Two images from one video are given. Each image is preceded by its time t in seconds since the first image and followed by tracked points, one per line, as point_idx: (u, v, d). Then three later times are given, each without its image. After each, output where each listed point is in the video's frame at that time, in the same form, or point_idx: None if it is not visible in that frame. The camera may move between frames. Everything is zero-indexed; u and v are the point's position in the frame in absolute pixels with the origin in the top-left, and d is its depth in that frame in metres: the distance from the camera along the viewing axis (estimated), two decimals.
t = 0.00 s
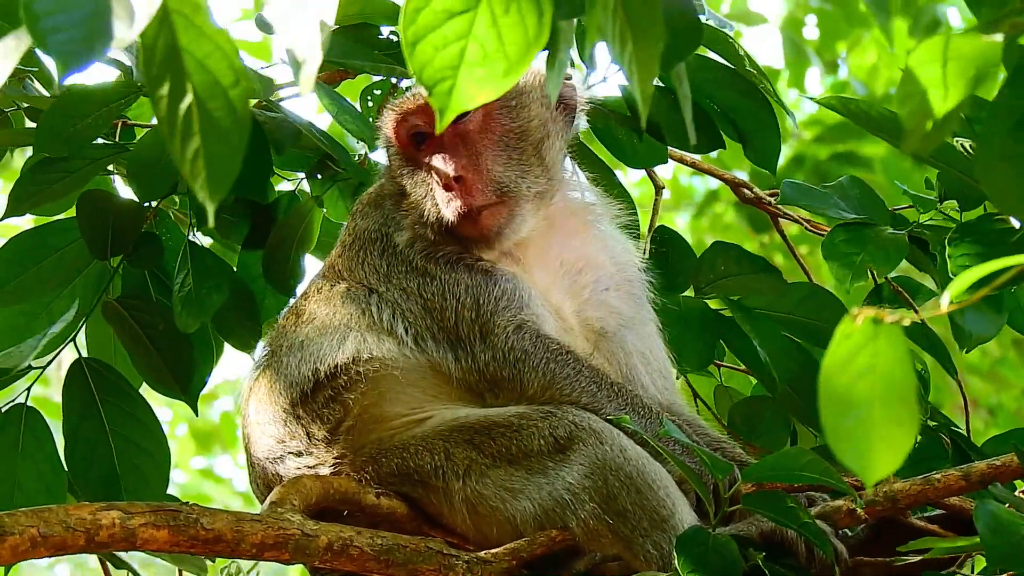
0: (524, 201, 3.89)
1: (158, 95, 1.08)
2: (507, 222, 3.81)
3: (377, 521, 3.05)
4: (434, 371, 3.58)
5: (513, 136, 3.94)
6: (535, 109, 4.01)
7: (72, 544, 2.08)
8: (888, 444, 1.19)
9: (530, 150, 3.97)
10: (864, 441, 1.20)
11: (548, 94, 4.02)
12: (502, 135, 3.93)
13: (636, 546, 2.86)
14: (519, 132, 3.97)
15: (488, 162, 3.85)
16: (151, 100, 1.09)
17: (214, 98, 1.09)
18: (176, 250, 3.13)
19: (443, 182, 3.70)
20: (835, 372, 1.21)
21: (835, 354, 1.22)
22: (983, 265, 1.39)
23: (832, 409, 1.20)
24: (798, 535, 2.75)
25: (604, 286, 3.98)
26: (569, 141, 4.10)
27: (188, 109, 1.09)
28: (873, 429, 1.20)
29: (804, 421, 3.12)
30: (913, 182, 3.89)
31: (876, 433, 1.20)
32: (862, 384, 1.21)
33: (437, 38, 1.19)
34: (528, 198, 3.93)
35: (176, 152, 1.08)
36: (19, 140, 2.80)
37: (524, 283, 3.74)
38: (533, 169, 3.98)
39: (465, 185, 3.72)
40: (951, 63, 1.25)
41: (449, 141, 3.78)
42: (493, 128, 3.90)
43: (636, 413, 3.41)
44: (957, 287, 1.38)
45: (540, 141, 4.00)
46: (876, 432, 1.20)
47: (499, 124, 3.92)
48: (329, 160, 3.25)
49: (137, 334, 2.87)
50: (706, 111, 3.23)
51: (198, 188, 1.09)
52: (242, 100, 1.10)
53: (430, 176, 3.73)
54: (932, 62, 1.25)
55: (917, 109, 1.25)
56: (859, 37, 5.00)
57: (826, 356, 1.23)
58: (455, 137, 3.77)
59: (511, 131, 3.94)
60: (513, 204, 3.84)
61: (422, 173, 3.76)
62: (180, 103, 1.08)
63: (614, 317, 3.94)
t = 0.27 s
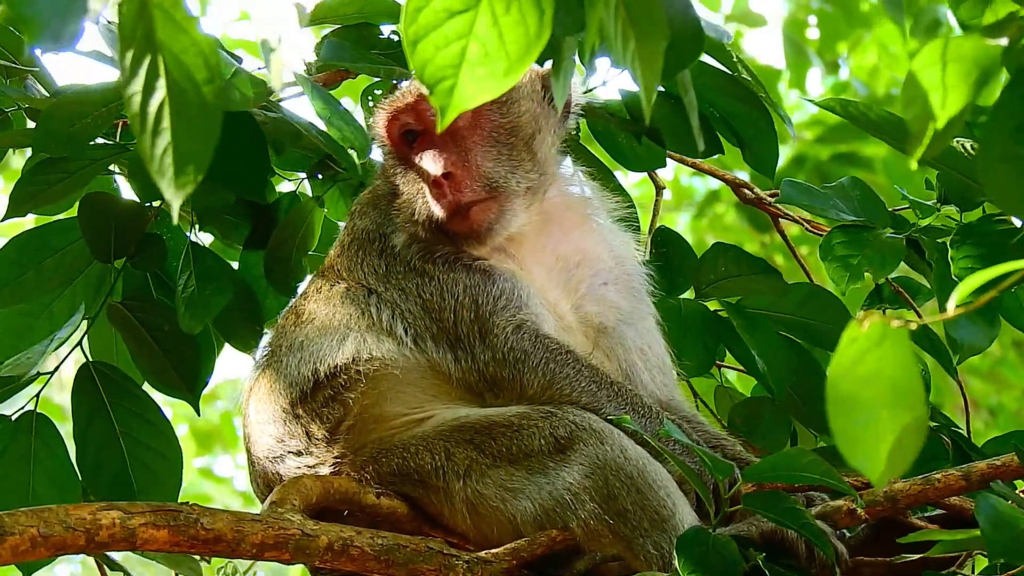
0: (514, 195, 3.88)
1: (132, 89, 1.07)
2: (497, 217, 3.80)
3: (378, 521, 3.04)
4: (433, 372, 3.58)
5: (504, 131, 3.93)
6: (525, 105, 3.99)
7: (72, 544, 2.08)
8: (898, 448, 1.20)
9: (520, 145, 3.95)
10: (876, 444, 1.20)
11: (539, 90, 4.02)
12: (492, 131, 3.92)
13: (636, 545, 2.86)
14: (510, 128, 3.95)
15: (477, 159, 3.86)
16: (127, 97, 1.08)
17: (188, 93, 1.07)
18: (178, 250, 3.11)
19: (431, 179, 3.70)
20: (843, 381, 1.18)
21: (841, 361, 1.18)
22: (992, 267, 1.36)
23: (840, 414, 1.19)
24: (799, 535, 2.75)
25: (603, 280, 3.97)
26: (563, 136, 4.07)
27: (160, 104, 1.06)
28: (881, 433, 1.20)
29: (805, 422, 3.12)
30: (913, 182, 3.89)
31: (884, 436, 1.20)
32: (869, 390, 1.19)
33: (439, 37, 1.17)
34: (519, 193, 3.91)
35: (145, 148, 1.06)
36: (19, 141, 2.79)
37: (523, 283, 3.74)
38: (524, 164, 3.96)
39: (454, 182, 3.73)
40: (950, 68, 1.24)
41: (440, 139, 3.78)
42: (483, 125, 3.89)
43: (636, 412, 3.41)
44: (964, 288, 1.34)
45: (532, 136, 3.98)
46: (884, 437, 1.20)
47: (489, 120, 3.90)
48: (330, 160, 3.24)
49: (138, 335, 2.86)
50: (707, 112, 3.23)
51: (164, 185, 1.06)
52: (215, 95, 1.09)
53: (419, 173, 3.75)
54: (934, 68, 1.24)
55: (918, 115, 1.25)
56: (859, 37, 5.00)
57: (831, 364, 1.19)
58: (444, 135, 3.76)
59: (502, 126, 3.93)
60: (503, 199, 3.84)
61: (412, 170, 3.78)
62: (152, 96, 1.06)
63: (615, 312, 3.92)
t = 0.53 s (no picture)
0: (506, 193, 3.86)
1: (123, 88, 1.08)
2: (490, 215, 3.77)
3: (378, 522, 3.04)
4: (433, 373, 3.58)
5: (495, 129, 3.90)
6: (518, 103, 3.97)
7: (72, 545, 2.08)
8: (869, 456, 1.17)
9: (512, 143, 3.93)
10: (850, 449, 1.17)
11: (530, 88, 4.00)
12: (483, 129, 3.89)
13: (637, 547, 2.86)
14: (501, 125, 3.93)
15: (469, 157, 3.81)
16: (117, 95, 1.10)
17: (181, 95, 1.09)
18: (177, 251, 3.12)
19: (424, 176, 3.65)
20: (829, 380, 1.18)
21: (834, 360, 1.18)
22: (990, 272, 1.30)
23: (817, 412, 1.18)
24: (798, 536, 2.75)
25: (600, 276, 3.98)
26: (557, 134, 4.08)
27: (151, 106, 1.09)
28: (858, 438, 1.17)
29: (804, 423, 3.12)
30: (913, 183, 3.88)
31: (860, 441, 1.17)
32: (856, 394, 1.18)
33: (425, 37, 1.16)
34: (512, 192, 3.89)
35: (137, 145, 1.11)
36: (19, 141, 2.79)
37: (521, 284, 3.75)
38: (515, 162, 3.94)
39: (448, 179, 3.68)
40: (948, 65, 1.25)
41: (432, 137, 3.74)
42: (474, 122, 3.85)
43: (635, 412, 3.40)
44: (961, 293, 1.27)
45: (524, 134, 3.97)
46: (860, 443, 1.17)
47: (479, 118, 3.87)
48: (330, 161, 3.24)
49: (138, 337, 2.86)
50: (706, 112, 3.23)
51: (158, 182, 1.12)
52: (209, 96, 1.10)
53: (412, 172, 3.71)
54: (936, 73, 1.30)
55: (921, 118, 1.32)
56: (861, 38, 4.98)
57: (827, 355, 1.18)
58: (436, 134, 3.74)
59: (493, 124, 3.90)
60: (495, 196, 3.81)
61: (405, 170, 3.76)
62: (144, 98, 1.08)
63: (614, 312, 3.93)
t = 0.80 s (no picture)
0: (499, 195, 3.87)
1: (141, 93, 1.11)
2: (483, 216, 3.77)
3: (371, 525, 3.03)
4: (426, 376, 3.58)
5: (489, 131, 3.88)
6: (511, 104, 3.95)
7: (65, 548, 2.08)
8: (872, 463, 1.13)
9: (505, 145, 3.92)
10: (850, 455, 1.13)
11: (524, 90, 3.97)
12: (476, 130, 3.85)
13: (630, 550, 2.87)
14: (495, 126, 3.91)
15: (462, 158, 3.78)
16: (135, 101, 1.11)
17: (195, 95, 1.12)
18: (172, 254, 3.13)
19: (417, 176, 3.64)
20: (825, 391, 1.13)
21: (829, 368, 1.12)
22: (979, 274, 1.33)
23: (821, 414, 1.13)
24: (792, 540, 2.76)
25: (593, 280, 4.00)
26: (549, 137, 4.09)
27: (169, 109, 1.11)
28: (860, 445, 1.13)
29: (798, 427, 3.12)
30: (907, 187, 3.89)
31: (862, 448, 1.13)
32: (853, 403, 1.12)
33: (431, 39, 1.16)
34: (504, 193, 3.90)
35: (158, 150, 1.11)
36: (13, 143, 2.79)
37: (515, 288, 3.75)
38: (509, 164, 3.94)
39: (442, 181, 3.67)
40: (936, 72, 1.26)
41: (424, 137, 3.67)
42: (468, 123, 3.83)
43: (628, 416, 3.40)
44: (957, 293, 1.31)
45: (517, 136, 3.96)
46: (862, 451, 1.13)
47: (472, 120, 3.82)
48: (325, 164, 3.24)
49: (133, 339, 2.86)
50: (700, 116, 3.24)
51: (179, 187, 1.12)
52: (224, 97, 1.14)
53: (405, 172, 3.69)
54: (918, 72, 1.26)
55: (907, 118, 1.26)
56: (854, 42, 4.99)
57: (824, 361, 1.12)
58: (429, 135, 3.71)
59: (487, 126, 3.88)
60: (489, 198, 3.81)
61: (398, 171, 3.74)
62: (161, 100, 1.11)
63: (607, 316, 3.94)
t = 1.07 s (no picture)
0: (497, 195, 3.87)
1: (123, 93, 1.09)
2: (482, 216, 3.78)
3: (368, 525, 3.03)
4: (424, 377, 3.58)
5: (488, 131, 3.89)
6: (510, 105, 3.96)
7: (62, 549, 2.08)
8: (863, 453, 1.18)
9: (505, 145, 3.94)
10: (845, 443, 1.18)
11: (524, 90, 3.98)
12: (476, 130, 3.87)
13: (627, 550, 2.86)
14: (494, 127, 3.92)
15: (462, 158, 3.79)
16: (118, 102, 1.10)
17: (180, 97, 1.09)
18: (168, 255, 3.13)
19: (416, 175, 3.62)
20: (822, 383, 1.17)
21: (824, 362, 1.17)
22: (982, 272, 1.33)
23: (820, 414, 1.18)
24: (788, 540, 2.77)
25: (591, 282, 4.00)
26: (547, 139, 4.11)
27: (151, 110, 1.09)
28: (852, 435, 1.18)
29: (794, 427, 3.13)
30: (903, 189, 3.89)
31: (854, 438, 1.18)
32: (849, 394, 1.17)
33: (430, 42, 1.16)
34: (504, 193, 3.91)
35: (137, 152, 1.09)
36: (8, 145, 2.79)
37: (512, 289, 3.76)
38: (508, 164, 3.96)
39: (441, 180, 3.67)
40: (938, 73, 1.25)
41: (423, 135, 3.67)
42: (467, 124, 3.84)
43: (625, 417, 3.40)
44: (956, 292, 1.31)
45: (516, 137, 3.97)
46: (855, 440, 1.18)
47: (472, 120, 3.84)
48: (320, 165, 3.24)
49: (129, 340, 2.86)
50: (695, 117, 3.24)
51: (157, 187, 1.09)
52: (208, 99, 1.11)
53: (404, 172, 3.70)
54: (920, 71, 1.26)
55: (907, 117, 1.25)
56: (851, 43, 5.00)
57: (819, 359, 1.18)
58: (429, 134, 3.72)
59: (486, 126, 3.90)
60: (487, 197, 3.81)
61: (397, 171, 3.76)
62: (143, 101, 1.09)
63: (605, 318, 3.94)
